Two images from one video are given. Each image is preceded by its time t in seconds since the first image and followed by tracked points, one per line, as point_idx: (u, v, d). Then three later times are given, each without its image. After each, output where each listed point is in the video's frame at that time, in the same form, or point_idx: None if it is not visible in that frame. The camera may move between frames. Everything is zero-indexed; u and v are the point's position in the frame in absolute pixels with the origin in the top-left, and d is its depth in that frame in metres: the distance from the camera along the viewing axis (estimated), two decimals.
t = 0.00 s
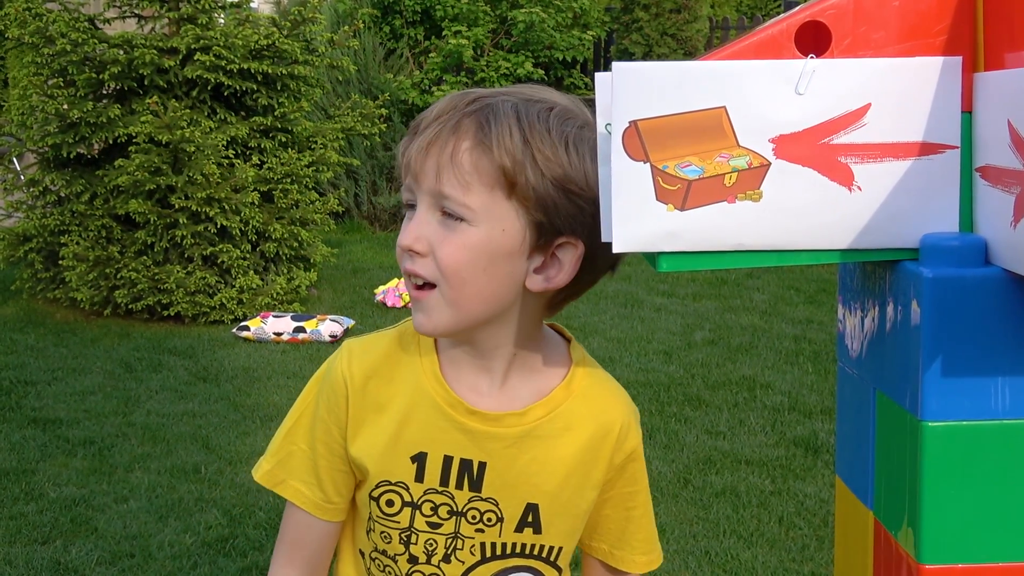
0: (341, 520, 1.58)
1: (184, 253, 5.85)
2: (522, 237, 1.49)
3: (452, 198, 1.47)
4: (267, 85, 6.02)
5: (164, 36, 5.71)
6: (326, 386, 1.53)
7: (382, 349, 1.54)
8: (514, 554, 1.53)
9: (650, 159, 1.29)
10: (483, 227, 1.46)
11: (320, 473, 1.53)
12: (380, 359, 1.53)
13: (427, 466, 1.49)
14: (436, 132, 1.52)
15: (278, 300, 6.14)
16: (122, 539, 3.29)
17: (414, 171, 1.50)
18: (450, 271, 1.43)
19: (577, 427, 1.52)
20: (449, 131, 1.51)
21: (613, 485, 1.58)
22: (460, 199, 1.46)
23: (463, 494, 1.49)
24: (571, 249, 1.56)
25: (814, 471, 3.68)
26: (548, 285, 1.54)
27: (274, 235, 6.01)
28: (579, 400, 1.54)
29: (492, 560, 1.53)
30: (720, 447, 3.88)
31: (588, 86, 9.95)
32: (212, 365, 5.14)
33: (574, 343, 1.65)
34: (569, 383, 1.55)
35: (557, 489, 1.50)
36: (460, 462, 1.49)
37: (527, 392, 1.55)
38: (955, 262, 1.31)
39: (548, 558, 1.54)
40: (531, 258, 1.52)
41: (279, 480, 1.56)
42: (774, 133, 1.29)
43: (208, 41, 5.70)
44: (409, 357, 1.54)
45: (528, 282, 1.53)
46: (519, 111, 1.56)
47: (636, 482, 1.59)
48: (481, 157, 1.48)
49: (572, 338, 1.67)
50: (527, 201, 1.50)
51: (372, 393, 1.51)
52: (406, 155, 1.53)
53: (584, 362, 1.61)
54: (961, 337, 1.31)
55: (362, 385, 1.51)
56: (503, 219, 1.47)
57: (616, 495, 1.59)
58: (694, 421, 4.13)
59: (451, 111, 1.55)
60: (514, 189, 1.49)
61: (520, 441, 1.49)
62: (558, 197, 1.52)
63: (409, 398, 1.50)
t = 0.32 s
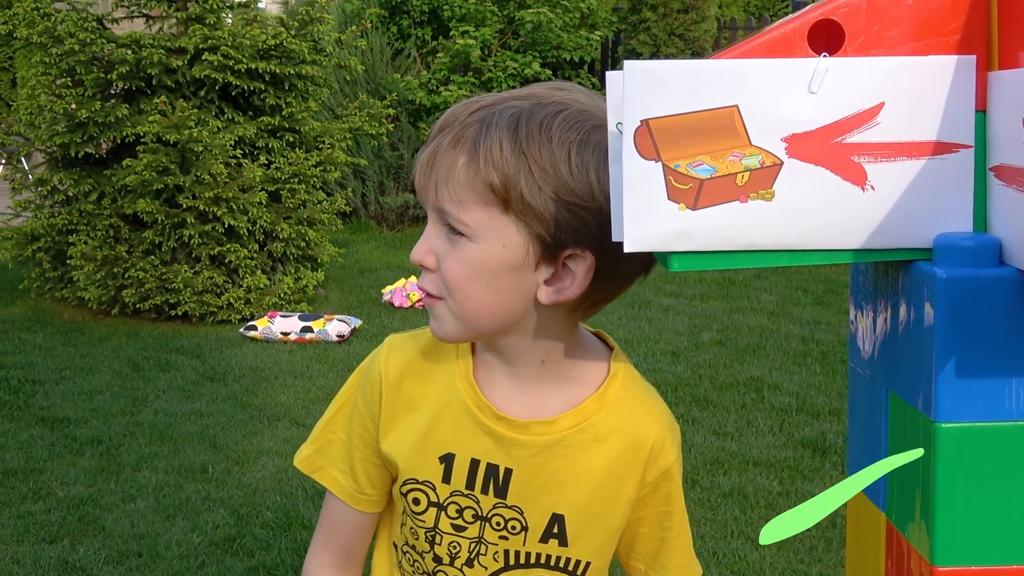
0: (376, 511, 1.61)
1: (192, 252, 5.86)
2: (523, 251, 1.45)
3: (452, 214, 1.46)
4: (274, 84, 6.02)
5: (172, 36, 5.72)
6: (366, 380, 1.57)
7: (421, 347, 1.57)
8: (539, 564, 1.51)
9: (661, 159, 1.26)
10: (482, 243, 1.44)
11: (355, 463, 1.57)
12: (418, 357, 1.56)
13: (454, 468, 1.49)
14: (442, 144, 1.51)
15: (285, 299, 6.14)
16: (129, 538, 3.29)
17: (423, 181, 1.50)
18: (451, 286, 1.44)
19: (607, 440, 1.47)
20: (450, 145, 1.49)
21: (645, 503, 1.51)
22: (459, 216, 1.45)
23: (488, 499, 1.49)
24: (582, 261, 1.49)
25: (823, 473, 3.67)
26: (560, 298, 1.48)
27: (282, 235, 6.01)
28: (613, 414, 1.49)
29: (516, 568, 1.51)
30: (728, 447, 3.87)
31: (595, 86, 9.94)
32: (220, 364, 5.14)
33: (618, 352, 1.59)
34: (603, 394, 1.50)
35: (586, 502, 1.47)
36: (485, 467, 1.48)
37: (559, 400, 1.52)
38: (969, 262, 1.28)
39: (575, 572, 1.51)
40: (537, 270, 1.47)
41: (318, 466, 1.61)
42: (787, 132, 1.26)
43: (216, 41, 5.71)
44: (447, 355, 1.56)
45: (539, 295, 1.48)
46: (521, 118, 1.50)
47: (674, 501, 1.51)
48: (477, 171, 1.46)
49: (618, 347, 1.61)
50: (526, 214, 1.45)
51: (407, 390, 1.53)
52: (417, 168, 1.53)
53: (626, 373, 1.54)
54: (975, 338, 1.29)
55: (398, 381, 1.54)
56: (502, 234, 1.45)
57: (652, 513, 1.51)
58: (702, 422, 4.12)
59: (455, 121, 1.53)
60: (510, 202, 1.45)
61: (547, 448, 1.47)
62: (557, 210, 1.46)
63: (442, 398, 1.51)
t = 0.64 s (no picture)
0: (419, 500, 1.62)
1: (201, 252, 5.87)
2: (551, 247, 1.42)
3: (481, 210, 1.45)
4: (284, 84, 6.04)
5: (181, 36, 5.74)
6: (413, 369, 1.60)
7: (466, 340, 1.58)
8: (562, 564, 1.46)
9: (671, 158, 1.25)
10: (509, 238, 1.42)
11: (399, 450, 1.60)
12: (461, 349, 1.57)
13: (485, 460, 1.47)
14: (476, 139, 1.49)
15: (294, 299, 6.14)
16: (137, 536, 3.30)
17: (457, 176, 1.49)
18: (481, 280, 1.42)
19: (638, 444, 1.42)
20: (482, 141, 1.48)
21: (674, 515, 1.43)
22: (488, 211, 1.44)
23: (514, 495, 1.46)
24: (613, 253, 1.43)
25: (831, 474, 3.66)
26: (590, 294, 1.44)
27: (290, 235, 6.02)
28: (646, 419, 1.43)
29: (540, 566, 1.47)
30: (736, 447, 3.87)
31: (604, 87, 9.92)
32: (228, 363, 5.16)
33: (659, 356, 1.52)
34: (636, 399, 1.44)
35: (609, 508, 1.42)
36: (515, 462, 1.45)
37: (594, 400, 1.48)
38: (982, 262, 1.27)
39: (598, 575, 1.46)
40: (567, 266, 1.44)
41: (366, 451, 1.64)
42: (798, 131, 1.25)
43: (225, 41, 5.74)
44: (488, 349, 1.56)
45: (569, 291, 1.44)
46: (551, 112, 1.46)
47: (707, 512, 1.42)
48: (505, 168, 1.43)
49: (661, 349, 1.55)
50: (554, 210, 1.42)
51: (448, 380, 1.55)
52: (452, 165, 1.52)
53: (665, 379, 1.48)
54: (985, 338, 1.28)
55: (440, 370, 1.56)
56: (531, 230, 1.42)
57: (683, 524, 1.43)
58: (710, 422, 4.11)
59: (489, 116, 1.51)
60: (536, 197, 1.42)
61: (575, 449, 1.43)
62: (583, 205, 1.41)
63: (479, 389, 1.51)
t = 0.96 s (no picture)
0: (440, 489, 1.64)
1: (206, 251, 5.88)
2: (581, 246, 1.42)
3: (512, 210, 1.45)
4: (289, 84, 6.04)
5: (186, 36, 5.75)
6: (440, 362, 1.61)
7: (491, 336, 1.59)
8: (576, 561, 1.45)
9: (676, 157, 1.25)
10: (540, 238, 1.43)
11: (421, 439, 1.61)
12: (486, 345, 1.58)
13: (502, 454, 1.47)
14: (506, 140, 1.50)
15: (298, 298, 6.15)
16: (142, 535, 3.31)
17: (489, 177, 1.50)
18: (513, 279, 1.43)
19: (652, 444, 1.41)
20: (512, 143, 1.48)
21: (689, 518, 1.42)
22: (518, 211, 1.45)
23: (531, 489, 1.45)
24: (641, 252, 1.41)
25: (836, 474, 3.65)
26: (619, 290, 1.42)
27: (295, 234, 6.03)
28: (660, 420, 1.42)
29: (554, 562, 1.46)
30: (741, 447, 3.86)
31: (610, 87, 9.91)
32: (233, 362, 5.16)
33: (679, 359, 1.51)
34: (653, 399, 1.44)
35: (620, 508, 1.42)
36: (530, 457, 1.45)
37: (611, 400, 1.47)
38: (986, 263, 1.27)
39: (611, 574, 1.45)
40: (596, 264, 1.43)
41: (391, 438, 1.66)
42: (804, 131, 1.25)
43: (230, 40, 5.73)
44: (512, 347, 1.57)
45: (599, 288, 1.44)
46: (579, 112, 1.46)
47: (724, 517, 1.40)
48: (534, 169, 1.44)
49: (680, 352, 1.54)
50: (583, 209, 1.42)
51: (472, 374, 1.56)
52: (480, 166, 1.53)
53: (683, 382, 1.47)
54: (992, 339, 1.28)
55: (465, 363, 1.57)
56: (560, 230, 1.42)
57: (698, 529, 1.42)
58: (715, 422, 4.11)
59: (520, 116, 1.51)
60: (566, 198, 1.42)
61: (589, 446, 1.42)
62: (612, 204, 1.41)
63: (501, 383, 1.52)
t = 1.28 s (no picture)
0: (445, 500, 1.64)
1: (210, 250, 5.88)
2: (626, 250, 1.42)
3: (553, 209, 1.41)
4: (292, 83, 6.05)
5: (190, 35, 5.75)
6: (435, 371, 1.60)
7: (486, 341, 1.59)
8: (593, 556, 1.45)
9: (680, 155, 1.24)
10: (586, 241, 1.40)
11: (422, 452, 1.61)
12: (481, 349, 1.58)
13: (510, 457, 1.47)
14: (533, 140, 1.44)
15: (302, 298, 6.15)
16: (146, 534, 3.31)
17: (516, 177, 1.44)
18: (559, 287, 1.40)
19: (660, 432, 1.43)
20: (541, 144, 1.43)
21: (706, 502, 1.45)
22: (562, 212, 1.40)
23: (543, 488, 1.45)
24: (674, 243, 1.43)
25: (839, 473, 3.65)
26: (655, 282, 1.44)
27: (299, 234, 6.03)
28: (667, 407, 1.44)
29: (571, 559, 1.46)
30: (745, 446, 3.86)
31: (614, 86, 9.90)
32: (237, 361, 5.17)
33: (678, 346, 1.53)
34: (658, 388, 1.46)
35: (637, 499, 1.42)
36: (539, 459, 1.45)
37: (616, 393, 1.47)
38: (992, 260, 1.26)
39: (629, 565, 1.45)
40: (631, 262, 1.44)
41: (389, 455, 1.66)
42: (807, 129, 1.25)
43: (234, 40, 5.75)
44: (506, 350, 1.57)
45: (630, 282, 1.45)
46: (614, 115, 1.45)
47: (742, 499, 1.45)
48: (582, 169, 1.41)
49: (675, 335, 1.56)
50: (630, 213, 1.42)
51: (471, 379, 1.56)
52: (504, 160, 1.46)
53: (685, 368, 1.49)
54: (997, 336, 1.27)
55: (463, 370, 1.57)
56: (609, 234, 1.41)
57: (717, 513, 1.46)
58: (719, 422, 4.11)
59: (543, 115, 1.46)
60: (617, 201, 1.41)
61: (597, 440, 1.44)
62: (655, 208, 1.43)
63: (501, 387, 1.52)
